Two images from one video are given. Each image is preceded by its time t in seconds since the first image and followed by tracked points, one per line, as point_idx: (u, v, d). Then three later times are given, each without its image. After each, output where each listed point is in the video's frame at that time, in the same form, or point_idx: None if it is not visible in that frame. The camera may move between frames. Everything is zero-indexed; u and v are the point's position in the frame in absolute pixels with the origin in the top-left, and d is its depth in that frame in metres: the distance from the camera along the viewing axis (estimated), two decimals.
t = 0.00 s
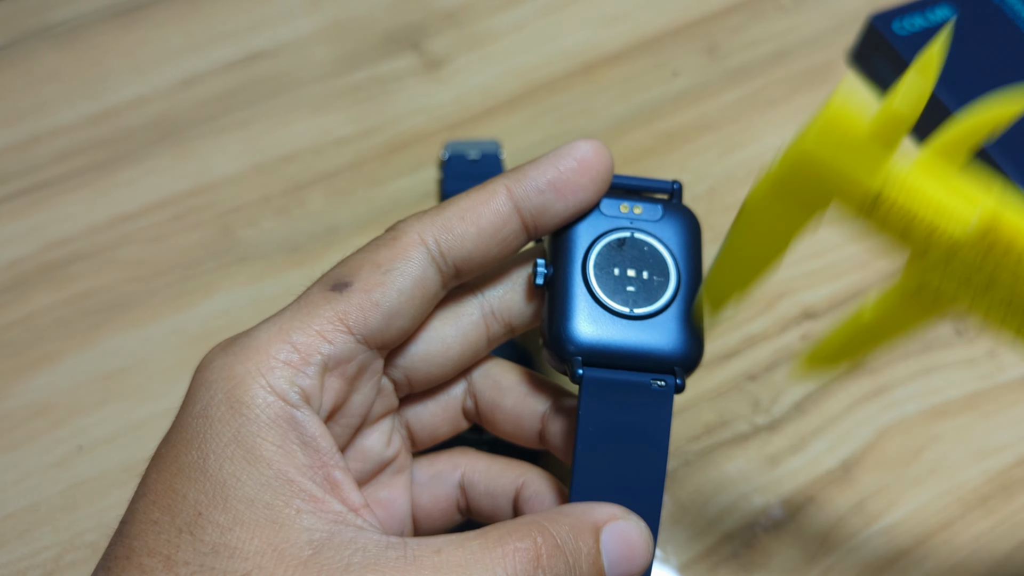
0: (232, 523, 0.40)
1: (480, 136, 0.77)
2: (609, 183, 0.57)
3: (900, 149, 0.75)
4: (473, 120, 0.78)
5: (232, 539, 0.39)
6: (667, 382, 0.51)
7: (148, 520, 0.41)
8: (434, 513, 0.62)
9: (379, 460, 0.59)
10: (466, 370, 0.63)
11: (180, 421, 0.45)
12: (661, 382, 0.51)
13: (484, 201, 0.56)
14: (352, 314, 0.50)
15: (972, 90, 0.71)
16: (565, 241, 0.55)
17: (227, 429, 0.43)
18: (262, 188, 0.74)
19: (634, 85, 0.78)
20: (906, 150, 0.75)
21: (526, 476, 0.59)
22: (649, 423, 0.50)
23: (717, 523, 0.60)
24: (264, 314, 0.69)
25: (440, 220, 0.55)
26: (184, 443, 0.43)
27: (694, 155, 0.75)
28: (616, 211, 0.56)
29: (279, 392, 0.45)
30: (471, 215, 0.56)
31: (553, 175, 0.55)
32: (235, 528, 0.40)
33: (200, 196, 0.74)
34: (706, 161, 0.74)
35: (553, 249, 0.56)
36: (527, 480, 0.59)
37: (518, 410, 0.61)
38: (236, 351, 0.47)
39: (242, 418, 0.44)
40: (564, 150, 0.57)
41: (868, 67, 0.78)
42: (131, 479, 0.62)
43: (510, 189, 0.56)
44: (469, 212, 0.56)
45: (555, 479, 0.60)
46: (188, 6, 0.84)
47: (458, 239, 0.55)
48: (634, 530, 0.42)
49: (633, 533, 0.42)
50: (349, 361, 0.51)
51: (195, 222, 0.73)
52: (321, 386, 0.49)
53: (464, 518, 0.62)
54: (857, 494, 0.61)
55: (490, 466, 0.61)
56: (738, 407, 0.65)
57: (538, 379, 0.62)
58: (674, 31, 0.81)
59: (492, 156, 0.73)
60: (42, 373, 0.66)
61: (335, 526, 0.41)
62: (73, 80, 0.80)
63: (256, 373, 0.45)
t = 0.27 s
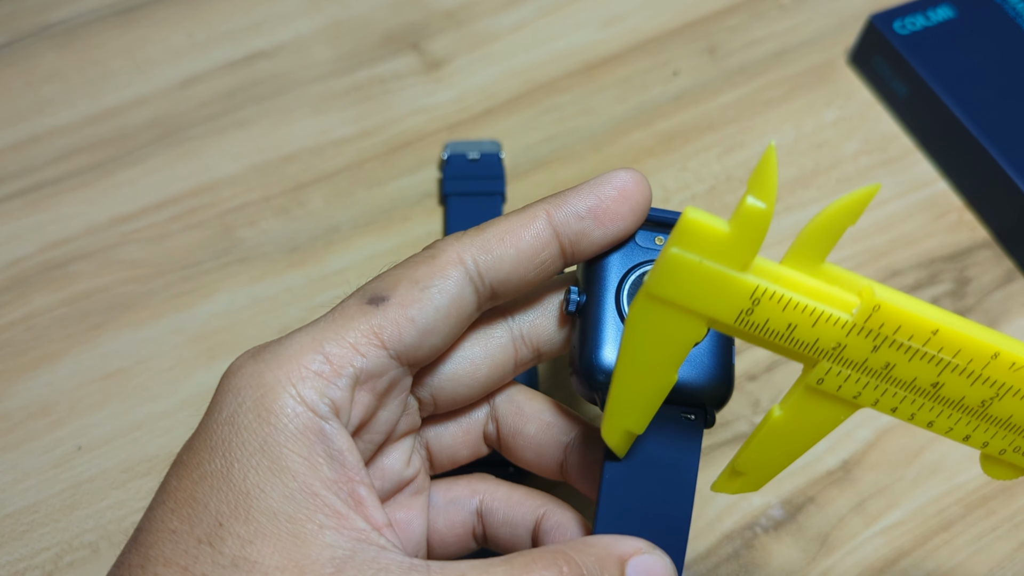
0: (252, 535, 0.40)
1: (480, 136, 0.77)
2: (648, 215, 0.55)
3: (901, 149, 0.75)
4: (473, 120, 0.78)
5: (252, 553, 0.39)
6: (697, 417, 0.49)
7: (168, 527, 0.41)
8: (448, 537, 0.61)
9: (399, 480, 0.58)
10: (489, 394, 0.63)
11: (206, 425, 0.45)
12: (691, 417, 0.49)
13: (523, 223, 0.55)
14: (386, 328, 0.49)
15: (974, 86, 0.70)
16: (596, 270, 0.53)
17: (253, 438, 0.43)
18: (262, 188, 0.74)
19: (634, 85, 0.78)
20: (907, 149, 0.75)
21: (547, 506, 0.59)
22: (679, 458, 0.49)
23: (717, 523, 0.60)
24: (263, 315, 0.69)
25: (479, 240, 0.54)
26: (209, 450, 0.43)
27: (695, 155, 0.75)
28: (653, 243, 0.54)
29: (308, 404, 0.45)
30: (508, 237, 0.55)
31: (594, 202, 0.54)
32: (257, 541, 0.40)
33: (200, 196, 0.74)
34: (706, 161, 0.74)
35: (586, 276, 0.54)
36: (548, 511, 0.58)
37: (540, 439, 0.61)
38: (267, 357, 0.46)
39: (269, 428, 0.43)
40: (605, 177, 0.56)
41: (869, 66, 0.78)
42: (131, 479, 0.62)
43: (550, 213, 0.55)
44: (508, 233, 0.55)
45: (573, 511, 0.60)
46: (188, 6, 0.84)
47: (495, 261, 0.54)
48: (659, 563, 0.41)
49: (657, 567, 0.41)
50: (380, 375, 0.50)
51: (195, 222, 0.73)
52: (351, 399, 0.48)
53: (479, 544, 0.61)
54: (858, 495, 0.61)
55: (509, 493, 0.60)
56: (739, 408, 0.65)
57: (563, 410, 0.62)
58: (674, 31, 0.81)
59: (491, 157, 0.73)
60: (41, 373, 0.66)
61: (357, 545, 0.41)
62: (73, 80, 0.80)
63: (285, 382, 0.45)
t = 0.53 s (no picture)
0: (234, 522, 0.40)
1: (480, 136, 0.77)
2: (636, 201, 0.56)
3: (901, 148, 0.75)
4: (473, 120, 0.78)
5: (233, 539, 0.39)
6: (686, 405, 0.49)
7: (148, 515, 0.41)
8: (435, 527, 0.61)
9: (385, 469, 0.58)
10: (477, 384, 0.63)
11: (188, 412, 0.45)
12: (679, 405, 0.49)
13: (511, 210, 0.55)
14: (371, 314, 0.49)
15: (974, 87, 0.70)
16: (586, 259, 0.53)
17: (236, 424, 0.43)
18: (261, 188, 0.74)
19: (634, 85, 0.78)
20: (907, 149, 0.75)
21: (534, 496, 0.59)
22: (666, 446, 0.49)
23: (717, 523, 0.60)
24: (263, 314, 0.69)
25: (466, 227, 0.54)
26: (191, 437, 0.43)
27: (695, 155, 0.74)
28: (641, 231, 0.54)
29: (291, 389, 0.45)
30: (496, 223, 0.55)
31: (581, 189, 0.55)
32: (237, 527, 0.39)
33: (200, 196, 0.74)
34: (706, 161, 0.74)
35: (575, 264, 0.54)
36: (535, 501, 0.59)
37: (528, 429, 0.60)
38: (250, 343, 0.46)
39: (252, 413, 0.43)
40: (593, 165, 0.56)
41: (869, 66, 0.78)
42: (131, 479, 0.62)
43: (538, 200, 0.55)
44: (495, 220, 0.55)
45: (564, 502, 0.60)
46: (188, 7, 0.84)
47: (483, 247, 0.54)
48: (646, 553, 0.42)
49: (645, 558, 0.41)
50: (364, 363, 0.50)
51: (195, 222, 0.73)
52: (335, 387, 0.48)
53: (467, 535, 0.61)
54: (858, 495, 0.61)
55: (497, 483, 0.60)
56: (738, 407, 0.65)
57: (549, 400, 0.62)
58: (673, 31, 0.81)
59: (491, 156, 0.73)
60: (41, 373, 0.66)
61: (338, 531, 0.41)
62: (73, 80, 0.80)
63: (269, 367, 0.45)
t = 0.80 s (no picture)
0: (251, 532, 0.40)
1: (480, 136, 0.77)
2: (655, 221, 0.57)
3: (901, 149, 0.75)
4: (473, 120, 0.77)
5: (249, 551, 0.39)
6: (700, 425, 0.49)
7: (163, 522, 0.41)
8: (443, 538, 0.61)
9: (396, 480, 0.58)
10: (490, 397, 0.63)
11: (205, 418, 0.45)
12: (693, 425, 0.49)
13: (534, 225, 0.55)
14: (391, 325, 0.49)
15: (974, 87, 0.70)
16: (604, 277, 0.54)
17: (253, 433, 0.43)
18: (261, 188, 0.74)
19: (634, 85, 0.78)
20: (907, 149, 0.75)
21: (545, 511, 0.59)
22: (680, 464, 0.49)
23: (717, 523, 0.60)
24: (263, 314, 0.69)
25: (489, 240, 0.54)
26: (207, 445, 0.43)
27: (695, 155, 0.75)
28: (658, 250, 0.55)
29: (309, 400, 0.44)
30: (519, 238, 0.55)
31: (603, 206, 0.55)
32: (254, 539, 0.40)
33: (200, 196, 0.74)
34: (706, 161, 0.74)
35: (592, 281, 0.56)
36: (546, 516, 0.58)
37: (540, 443, 0.60)
38: (269, 351, 0.46)
39: (270, 423, 0.43)
40: (613, 182, 0.57)
41: (869, 66, 0.78)
42: (130, 479, 0.62)
43: (560, 217, 0.55)
44: (518, 234, 0.55)
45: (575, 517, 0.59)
46: (188, 7, 0.84)
47: (504, 262, 0.54)
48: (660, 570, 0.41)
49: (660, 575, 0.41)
50: (383, 374, 0.50)
51: (195, 222, 0.73)
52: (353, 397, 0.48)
53: (474, 547, 0.61)
54: (858, 495, 0.61)
55: (507, 497, 0.60)
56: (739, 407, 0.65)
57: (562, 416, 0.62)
58: (673, 30, 0.81)
59: (491, 156, 0.73)
60: (41, 373, 0.66)
61: (354, 545, 0.41)
62: (73, 80, 0.80)
63: (288, 377, 0.45)
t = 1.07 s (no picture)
0: (254, 530, 0.40)
1: (480, 136, 0.77)
2: (652, 229, 0.57)
3: (901, 149, 0.75)
4: (473, 120, 0.78)
5: (252, 548, 0.39)
6: (700, 429, 0.49)
7: (166, 521, 0.41)
8: (444, 544, 0.61)
9: (397, 485, 0.58)
10: (490, 404, 0.63)
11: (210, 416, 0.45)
12: (694, 428, 0.49)
13: (536, 232, 0.55)
14: (395, 327, 0.49)
15: (974, 87, 0.70)
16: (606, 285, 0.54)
17: (257, 432, 0.43)
18: (262, 188, 0.74)
19: (634, 85, 0.78)
20: (906, 149, 0.75)
21: (546, 516, 0.58)
22: (681, 468, 0.49)
23: (717, 523, 0.60)
24: (263, 315, 0.69)
25: (492, 246, 0.54)
26: (211, 444, 0.43)
27: (695, 156, 0.75)
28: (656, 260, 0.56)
29: (312, 400, 0.44)
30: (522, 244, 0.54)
31: (603, 216, 0.56)
32: (256, 537, 0.40)
33: (200, 196, 0.74)
34: (706, 161, 0.74)
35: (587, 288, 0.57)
36: (547, 521, 0.58)
37: (541, 449, 0.61)
38: (276, 351, 0.46)
39: (274, 421, 0.43)
40: (612, 191, 0.57)
41: (869, 66, 0.78)
42: (130, 478, 0.62)
43: (562, 224, 0.55)
44: (521, 240, 0.54)
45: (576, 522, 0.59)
46: (188, 7, 0.84)
47: (508, 267, 0.53)
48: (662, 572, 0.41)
49: None
50: (387, 377, 0.50)
51: (196, 222, 0.73)
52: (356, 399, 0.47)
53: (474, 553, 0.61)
54: (858, 495, 0.61)
55: (507, 503, 0.60)
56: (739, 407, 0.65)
57: (562, 421, 0.62)
58: (673, 31, 0.81)
59: (491, 156, 0.73)
60: (41, 373, 0.66)
61: (356, 544, 0.41)
62: (73, 80, 0.80)
63: (292, 377, 0.45)
